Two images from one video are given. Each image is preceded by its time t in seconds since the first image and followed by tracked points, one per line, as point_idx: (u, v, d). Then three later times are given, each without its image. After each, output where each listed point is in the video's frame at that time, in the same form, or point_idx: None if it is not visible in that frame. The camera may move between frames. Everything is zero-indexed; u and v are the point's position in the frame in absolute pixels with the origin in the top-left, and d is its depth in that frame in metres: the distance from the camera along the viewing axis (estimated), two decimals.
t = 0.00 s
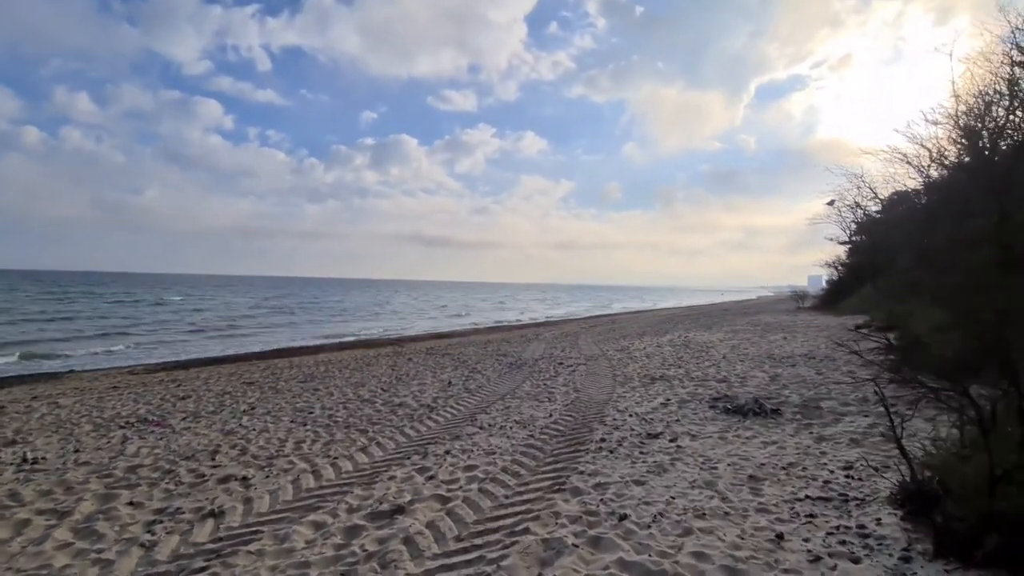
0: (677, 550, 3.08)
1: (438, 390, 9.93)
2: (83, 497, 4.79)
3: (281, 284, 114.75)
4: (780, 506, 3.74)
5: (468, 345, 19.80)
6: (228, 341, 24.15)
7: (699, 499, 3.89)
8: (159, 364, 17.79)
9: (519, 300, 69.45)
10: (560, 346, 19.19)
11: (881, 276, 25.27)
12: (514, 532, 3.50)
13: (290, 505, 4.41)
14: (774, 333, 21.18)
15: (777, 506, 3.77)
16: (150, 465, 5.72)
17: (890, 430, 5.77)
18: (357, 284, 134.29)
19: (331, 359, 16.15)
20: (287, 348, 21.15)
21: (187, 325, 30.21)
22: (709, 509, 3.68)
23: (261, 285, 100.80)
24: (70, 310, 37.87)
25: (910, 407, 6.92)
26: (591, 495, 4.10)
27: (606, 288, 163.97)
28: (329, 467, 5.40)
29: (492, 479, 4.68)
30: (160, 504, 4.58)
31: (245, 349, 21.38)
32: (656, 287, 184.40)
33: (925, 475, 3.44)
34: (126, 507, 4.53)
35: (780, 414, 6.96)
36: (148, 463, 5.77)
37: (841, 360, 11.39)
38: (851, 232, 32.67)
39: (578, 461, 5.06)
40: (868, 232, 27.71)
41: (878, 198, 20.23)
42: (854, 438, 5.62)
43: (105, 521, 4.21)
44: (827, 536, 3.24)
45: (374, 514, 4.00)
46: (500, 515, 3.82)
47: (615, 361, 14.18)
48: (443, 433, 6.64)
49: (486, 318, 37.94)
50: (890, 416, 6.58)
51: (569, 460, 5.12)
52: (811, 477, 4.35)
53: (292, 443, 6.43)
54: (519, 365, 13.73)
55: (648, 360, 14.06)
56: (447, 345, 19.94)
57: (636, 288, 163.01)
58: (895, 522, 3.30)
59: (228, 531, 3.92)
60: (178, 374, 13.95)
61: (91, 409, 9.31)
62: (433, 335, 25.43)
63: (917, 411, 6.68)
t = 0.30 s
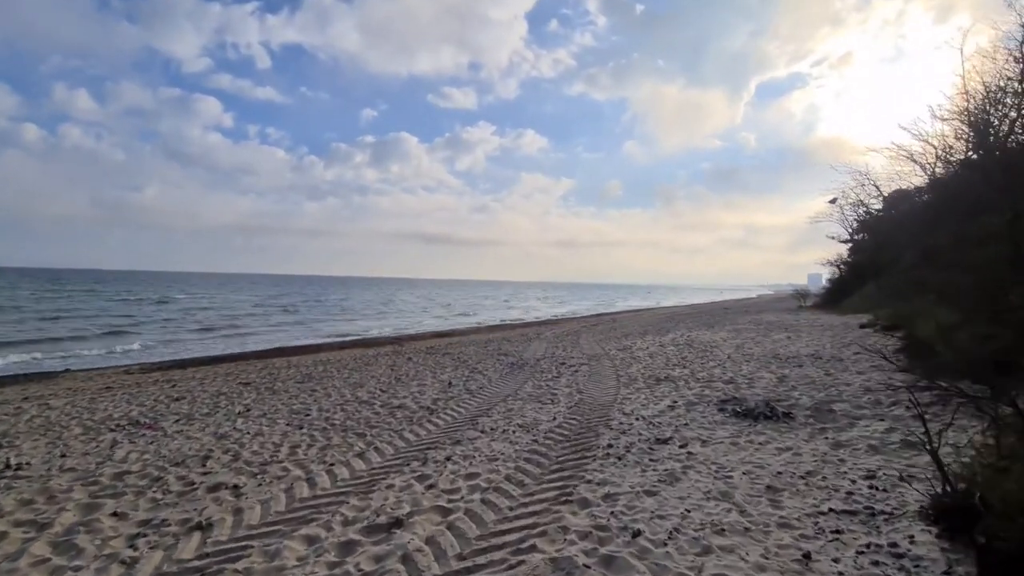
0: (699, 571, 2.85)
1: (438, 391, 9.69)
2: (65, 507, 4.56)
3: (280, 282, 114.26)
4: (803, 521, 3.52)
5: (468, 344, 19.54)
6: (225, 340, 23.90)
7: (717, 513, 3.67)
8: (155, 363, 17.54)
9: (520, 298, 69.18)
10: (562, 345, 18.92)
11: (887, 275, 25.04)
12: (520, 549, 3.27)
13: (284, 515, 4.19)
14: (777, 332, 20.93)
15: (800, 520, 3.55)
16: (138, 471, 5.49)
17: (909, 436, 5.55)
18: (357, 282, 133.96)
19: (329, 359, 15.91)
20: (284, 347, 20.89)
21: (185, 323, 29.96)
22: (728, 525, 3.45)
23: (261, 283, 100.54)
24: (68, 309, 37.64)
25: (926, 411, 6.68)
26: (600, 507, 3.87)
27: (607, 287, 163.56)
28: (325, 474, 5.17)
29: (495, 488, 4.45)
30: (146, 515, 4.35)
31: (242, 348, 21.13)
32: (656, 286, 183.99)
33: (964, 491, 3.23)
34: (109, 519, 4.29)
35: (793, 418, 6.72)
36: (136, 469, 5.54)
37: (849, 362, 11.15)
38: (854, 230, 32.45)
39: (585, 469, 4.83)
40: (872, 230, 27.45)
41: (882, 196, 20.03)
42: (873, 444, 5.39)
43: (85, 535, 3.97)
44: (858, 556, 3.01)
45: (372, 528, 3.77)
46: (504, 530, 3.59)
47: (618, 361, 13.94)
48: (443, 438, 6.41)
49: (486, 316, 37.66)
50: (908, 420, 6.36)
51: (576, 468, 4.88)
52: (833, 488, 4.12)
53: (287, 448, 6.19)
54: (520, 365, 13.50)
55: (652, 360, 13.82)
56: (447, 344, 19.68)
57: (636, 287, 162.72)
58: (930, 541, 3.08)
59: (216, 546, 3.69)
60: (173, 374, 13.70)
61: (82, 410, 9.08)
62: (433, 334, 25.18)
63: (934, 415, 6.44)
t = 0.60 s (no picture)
0: None
1: (440, 391, 9.46)
2: (49, 515, 4.32)
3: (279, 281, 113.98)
4: (835, 532, 3.29)
5: (469, 343, 19.33)
6: (223, 339, 23.66)
7: (742, 524, 3.43)
8: (152, 363, 17.29)
9: (519, 298, 68.93)
10: (564, 345, 18.69)
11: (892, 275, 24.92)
12: (534, 564, 3.04)
13: (281, 524, 3.96)
14: (781, 332, 20.74)
15: (832, 531, 3.32)
16: (127, 476, 5.24)
17: (932, 439, 5.34)
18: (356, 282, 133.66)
19: (329, 358, 15.69)
20: (283, 346, 20.66)
21: (183, 323, 29.73)
22: (756, 537, 3.22)
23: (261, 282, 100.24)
24: (67, 308, 37.38)
25: (946, 413, 6.44)
26: (617, 517, 3.64)
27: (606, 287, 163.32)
28: (323, 479, 4.93)
29: (503, 495, 4.21)
30: (134, 523, 4.10)
31: (240, 348, 20.90)
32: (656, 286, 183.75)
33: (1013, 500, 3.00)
34: (94, 528, 4.05)
35: (808, 419, 6.48)
36: (126, 473, 5.30)
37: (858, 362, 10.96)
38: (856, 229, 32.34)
39: (597, 474, 4.59)
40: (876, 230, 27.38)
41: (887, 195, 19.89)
42: (896, 448, 5.16)
43: (67, 546, 3.73)
44: (901, 572, 2.78)
45: (374, 539, 3.53)
46: (516, 541, 3.36)
47: (622, 360, 13.73)
48: (447, 440, 6.17)
49: (486, 315, 37.50)
50: (928, 422, 6.15)
51: (587, 473, 4.65)
52: (862, 496, 3.88)
53: (284, 451, 5.95)
54: (522, 365, 13.29)
55: (657, 360, 13.58)
56: (448, 343, 19.46)
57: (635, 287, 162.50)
58: (978, 556, 2.85)
59: (207, 558, 3.46)
60: (169, 373, 13.46)
61: (74, 411, 8.84)
62: (433, 333, 24.99)
63: (955, 417, 6.23)
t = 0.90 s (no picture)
0: None
1: (446, 397, 9.22)
2: (36, 530, 4.07)
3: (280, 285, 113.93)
4: (881, 552, 3.04)
5: (473, 347, 19.12)
6: (225, 344, 23.45)
7: (779, 542, 3.17)
8: (152, 368, 17.09)
9: (521, 302, 68.76)
10: (569, 349, 18.48)
11: (898, 277, 24.80)
12: None
13: (283, 541, 3.71)
14: (787, 335, 20.52)
15: (878, 551, 3.06)
16: (121, 488, 4.99)
17: (966, 448, 5.09)
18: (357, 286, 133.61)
19: (331, 362, 15.49)
20: (285, 351, 20.47)
21: (185, 328, 29.57)
22: (797, 558, 2.97)
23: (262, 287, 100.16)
24: (69, 313, 37.22)
25: (974, 419, 6.21)
26: (642, 534, 3.39)
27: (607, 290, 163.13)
28: (327, 491, 4.68)
29: (517, 509, 3.96)
30: (126, 541, 3.85)
31: (242, 352, 20.71)
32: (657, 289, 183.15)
33: None
34: (84, 546, 3.80)
35: (830, 426, 6.23)
36: (120, 485, 5.05)
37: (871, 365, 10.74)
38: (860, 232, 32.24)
39: (616, 486, 4.34)
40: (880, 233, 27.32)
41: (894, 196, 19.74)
42: (928, 457, 4.91)
43: (54, 567, 3.47)
44: None
45: (382, 558, 3.28)
46: (536, 563, 3.11)
47: (629, 364, 13.50)
48: (455, 449, 5.92)
49: (488, 319, 37.34)
50: (956, 429, 5.90)
51: (605, 484, 4.39)
52: (904, 510, 3.63)
53: (285, 460, 5.70)
54: (528, 369, 13.06)
55: (665, 364, 13.36)
56: (451, 348, 19.27)
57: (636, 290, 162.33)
58: None
59: None
60: (168, 378, 13.22)
61: (70, 418, 8.60)
62: (436, 337, 24.84)
63: (984, 424, 5.99)
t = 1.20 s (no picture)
0: None
1: (450, 397, 8.99)
2: (22, 539, 3.85)
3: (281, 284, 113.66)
4: (926, 566, 2.82)
5: (475, 346, 18.86)
6: (224, 343, 23.23)
7: (815, 556, 2.95)
8: (150, 366, 16.88)
9: (522, 300, 68.42)
10: (573, 348, 18.21)
11: (906, 275, 24.49)
12: None
13: (281, 551, 3.49)
14: (794, 333, 20.24)
15: (924, 565, 2.84)
16: (113, 493, 4.77)
17: (997, 451, 4.86)
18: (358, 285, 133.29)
19: (332, 361, 15.27)
20: (285, 349, 20.24)
21: (184, 326, 29.35)
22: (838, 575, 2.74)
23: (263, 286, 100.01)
24: (69, 312, 37.00)
25: (1000, 420, 5.97)
26: (664, 546, 3.17)
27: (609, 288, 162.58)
28: (328, 496, 4.46)
29: (529, 517, 3.75)
30: (115, 551, 3.63)
31: (242, 351, 20.49)
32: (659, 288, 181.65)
33: None
34: (71, 556, 3.58)
35: (850, 428, 6.00)
36: (112, 490, 4.83)
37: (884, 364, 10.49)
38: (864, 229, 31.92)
39: (632, 492, 4.12)
40: (886, 230, 27.01)
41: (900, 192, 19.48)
42: (959, 461, 4.68)
43: None
44: None
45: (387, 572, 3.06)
46: None
47: (635, 363, 13.26)
48: (460, 451, 5.70)
49: (489, 318, 37.04)
50: (983, 430, 5.66)
51: (621, 490, 4.17)
52: (942, 520, 3.41)
53: (285, 464, 5.48)
54: (532, 368, 12.82)
55: (671, 363, 13.10)
56: (452, 347, 19.00)
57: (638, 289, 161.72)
58: None
59: None
60: (167, 378, 13.00)
61: (64, 418, 8.39)
62: (438, 336, 24.58)
63: (1011, 425, 5.75)
